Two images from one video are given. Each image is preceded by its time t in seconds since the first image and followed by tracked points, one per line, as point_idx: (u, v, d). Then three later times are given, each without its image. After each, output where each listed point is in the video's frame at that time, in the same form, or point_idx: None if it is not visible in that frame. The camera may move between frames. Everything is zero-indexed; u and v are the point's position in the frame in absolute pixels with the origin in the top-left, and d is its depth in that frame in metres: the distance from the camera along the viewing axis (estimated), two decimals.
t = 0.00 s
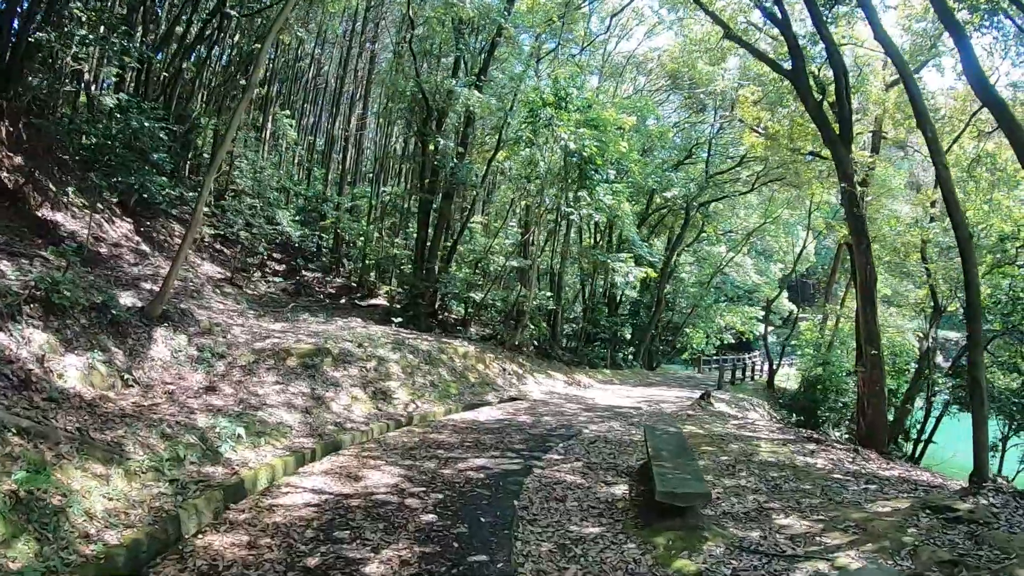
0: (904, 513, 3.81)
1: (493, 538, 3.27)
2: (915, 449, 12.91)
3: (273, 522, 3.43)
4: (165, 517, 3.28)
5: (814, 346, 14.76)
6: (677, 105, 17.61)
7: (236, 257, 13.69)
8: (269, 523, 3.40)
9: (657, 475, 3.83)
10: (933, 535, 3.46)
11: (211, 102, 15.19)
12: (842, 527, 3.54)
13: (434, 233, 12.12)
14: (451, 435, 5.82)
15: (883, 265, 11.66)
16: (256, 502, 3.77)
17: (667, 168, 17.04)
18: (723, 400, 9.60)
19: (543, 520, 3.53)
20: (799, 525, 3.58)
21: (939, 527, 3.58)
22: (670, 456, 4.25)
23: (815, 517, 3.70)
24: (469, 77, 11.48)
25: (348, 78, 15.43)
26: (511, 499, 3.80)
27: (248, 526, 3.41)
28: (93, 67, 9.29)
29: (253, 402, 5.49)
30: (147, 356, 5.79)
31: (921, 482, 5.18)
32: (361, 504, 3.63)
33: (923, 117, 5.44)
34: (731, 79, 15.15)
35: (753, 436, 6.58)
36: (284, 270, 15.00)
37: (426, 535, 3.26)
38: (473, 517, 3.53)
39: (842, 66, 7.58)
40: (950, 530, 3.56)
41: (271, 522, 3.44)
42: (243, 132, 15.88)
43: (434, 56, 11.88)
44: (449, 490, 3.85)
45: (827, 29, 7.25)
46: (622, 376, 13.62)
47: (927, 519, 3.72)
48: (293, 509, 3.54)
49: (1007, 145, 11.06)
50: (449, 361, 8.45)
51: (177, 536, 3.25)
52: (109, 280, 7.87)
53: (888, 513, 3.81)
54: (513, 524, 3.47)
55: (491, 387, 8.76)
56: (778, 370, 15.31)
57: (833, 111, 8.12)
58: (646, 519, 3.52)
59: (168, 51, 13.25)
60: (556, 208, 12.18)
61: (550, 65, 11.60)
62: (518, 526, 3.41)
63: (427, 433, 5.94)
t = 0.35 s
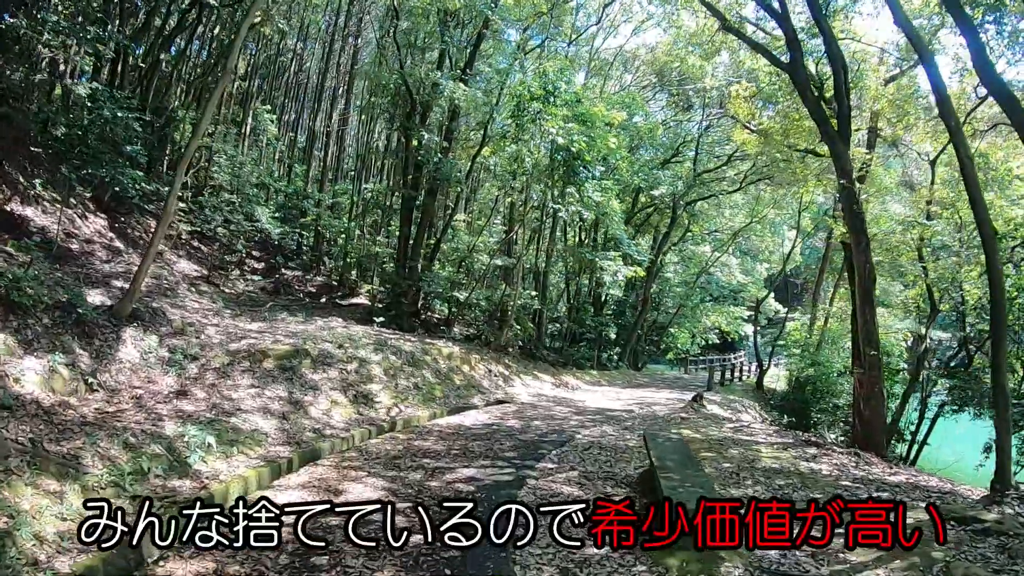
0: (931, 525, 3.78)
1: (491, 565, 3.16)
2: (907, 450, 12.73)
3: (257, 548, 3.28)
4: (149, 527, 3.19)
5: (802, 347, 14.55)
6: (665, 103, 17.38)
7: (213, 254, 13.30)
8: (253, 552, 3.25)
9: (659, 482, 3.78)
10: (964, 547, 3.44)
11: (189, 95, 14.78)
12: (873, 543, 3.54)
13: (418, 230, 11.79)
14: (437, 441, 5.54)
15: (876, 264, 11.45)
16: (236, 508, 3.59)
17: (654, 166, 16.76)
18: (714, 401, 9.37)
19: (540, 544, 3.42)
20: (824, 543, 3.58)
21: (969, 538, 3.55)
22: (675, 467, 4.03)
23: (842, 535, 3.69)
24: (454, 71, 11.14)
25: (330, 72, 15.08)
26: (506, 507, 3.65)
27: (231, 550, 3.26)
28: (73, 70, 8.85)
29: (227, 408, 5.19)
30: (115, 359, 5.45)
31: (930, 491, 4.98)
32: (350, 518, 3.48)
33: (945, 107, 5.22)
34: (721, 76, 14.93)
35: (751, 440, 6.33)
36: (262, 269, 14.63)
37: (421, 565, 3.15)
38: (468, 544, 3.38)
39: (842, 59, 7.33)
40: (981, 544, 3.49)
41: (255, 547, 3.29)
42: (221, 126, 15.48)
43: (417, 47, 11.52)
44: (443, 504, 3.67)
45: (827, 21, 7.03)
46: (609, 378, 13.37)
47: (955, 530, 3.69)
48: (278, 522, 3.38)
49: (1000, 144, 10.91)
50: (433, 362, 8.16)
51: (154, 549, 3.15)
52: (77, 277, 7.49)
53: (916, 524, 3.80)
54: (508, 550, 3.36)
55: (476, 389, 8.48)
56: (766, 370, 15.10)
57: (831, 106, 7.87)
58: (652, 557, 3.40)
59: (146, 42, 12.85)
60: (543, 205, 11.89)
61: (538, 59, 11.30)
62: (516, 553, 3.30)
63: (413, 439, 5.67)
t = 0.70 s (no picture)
0: (952, 544, 3.51)
1: None
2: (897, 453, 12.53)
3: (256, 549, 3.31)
4: (148, 527, 3.22)
5: (787, 349, 14.31)
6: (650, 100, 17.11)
7: (186, 248, 12.87)
8: (244, 556, 3.24)
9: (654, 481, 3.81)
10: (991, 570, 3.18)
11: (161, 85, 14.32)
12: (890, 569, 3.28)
13: (397, 226, 11.42)
14: (417, 450, 5.21)
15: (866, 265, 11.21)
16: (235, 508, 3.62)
17: (638, 164, 16.46)
18: (702, 404, 9.09)
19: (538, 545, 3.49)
20: (839, 567, 3.30)
21: (994, 560, 3.29)
22: (683, 483, 3.73)
23: (858, 559, 3.42)
24: (436, 61, 10.78)
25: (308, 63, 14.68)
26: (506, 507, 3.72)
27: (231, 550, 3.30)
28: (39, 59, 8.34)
29: (191, 413, 4.83)
30: (73, 360, 5.02)
31: (936, 504, 4.75)
32: (350, 518, 3.54)
33: (968, 94, 4.96)
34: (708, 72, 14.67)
35: (746, 446, 6.07)
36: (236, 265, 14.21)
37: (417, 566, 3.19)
38: (467, 545, 3.44)
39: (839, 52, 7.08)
40: (1009, 566, 3.24)
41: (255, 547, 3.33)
42: (195, 117, 15.03)
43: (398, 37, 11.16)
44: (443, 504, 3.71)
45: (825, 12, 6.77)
46: (592, 379, 13.07)
47: (978, 550, 3.43)
48: (277, 522, 3.42)
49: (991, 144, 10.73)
50: (412, 363, 7.82)
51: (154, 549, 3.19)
52: (36, 272, 7.05)
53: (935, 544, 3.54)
54: (505, 551, 3.41)
55: (457, 392, 8.14)
56: (751, 372, 14.85)
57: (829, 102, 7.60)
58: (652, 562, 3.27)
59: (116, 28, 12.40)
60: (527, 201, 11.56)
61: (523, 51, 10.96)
62: (513, 554, 3.35)
63: (390, 448, 5.33)
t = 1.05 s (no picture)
0: (971, 556, 3.25)
1: None
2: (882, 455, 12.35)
3: (256, 548, 3.29)
4: (149, 527, 3.25)
5: (766, 349, 14.13)
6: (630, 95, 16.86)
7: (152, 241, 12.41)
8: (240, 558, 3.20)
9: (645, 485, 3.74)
10: None
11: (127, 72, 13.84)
12: None
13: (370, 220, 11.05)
14: (390, 456, 4.90)
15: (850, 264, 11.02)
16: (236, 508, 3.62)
17: (616, 161, 16.22)
18: (685, 405, 8.84)
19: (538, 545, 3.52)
20: None
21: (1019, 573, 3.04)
22: (685, 490, 3.57)
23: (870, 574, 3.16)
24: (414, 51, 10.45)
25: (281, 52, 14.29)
26: (506, 508, 3.76)
27: (230, 550, 3.29)
28: None
29: (147, 417, 4.48)
30: (24, 358, 4.62)
31: (936, 514, 4.55)
32: (349, 518, 3.55)
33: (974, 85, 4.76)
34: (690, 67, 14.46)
35: (736, 450, 5.83)
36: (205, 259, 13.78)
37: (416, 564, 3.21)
38: (468, 545, 3.45)
39: (831, 45, 6.91)
40: None
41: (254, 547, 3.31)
42: (163, 105, 14.56)
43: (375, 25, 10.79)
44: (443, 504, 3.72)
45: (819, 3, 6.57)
46: (570, 379, 12.77)
47: (1001, 562, 3.18)
48: (277, 522, 3.43)
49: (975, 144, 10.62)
50: (386, 362, 7.49)
51: (154, 548, 3.20)
52: None
53: (954, 554, 3.30)
54: (506, 551, 3.45)
55: (432, 392, 7.82)
56: (730, 372, 14.63)
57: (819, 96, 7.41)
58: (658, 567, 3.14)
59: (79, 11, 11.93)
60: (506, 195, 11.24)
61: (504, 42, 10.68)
62: (512, 554, 3.38)
63: (363, 454, 5.01)
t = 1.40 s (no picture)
0: None
1: None
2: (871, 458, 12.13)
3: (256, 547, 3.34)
4: (150, 527, 3.27)
5: (748, 350, 13.91)
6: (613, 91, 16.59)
7: (118, 234, 11.94)
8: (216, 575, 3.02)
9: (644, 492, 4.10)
10: None
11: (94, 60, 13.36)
12: None
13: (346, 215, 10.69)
14: (364, 469, 4.57)
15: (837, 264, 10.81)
16: (235, 508, 3.65)
17: (598, 158, 15.94)
18: (670, 407, 8.59)
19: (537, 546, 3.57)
20: None
21: None
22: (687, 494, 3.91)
23: None
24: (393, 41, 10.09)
25: (256, 43, 13.90)
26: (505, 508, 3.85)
27: (230, 550, 3.27)
28: None
29: (100, 425, 4.11)
30: None
31: (942, 527, 4.32)
32: (350, 519, 3.56)
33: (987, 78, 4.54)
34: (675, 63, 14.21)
35: (729, 458, 5.57)
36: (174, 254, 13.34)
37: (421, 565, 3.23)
38: (467, 545, 3.50)
39: (827, 41, 6.72)
40: None
41: (254, 547, 3.29)
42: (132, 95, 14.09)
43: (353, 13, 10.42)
44: (443, 505, 3.77)
45: None
46: (550, 380, 12.47)
47: None
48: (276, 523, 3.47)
49: (962, 144, 10.47)
50: (360, 364, 7.15)
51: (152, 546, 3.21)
52: None
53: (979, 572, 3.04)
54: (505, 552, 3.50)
55: (408, 395, 7.49)
56: (711, 374, 14.41)
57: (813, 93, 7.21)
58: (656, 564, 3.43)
59: None
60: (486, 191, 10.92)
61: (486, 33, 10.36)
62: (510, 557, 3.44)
63: (336, 466, 4.68)
